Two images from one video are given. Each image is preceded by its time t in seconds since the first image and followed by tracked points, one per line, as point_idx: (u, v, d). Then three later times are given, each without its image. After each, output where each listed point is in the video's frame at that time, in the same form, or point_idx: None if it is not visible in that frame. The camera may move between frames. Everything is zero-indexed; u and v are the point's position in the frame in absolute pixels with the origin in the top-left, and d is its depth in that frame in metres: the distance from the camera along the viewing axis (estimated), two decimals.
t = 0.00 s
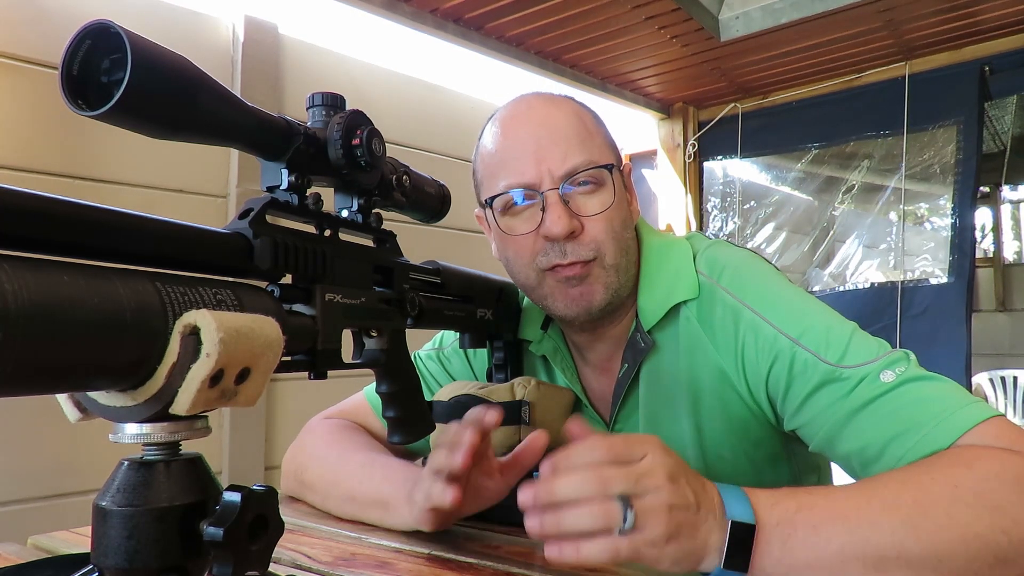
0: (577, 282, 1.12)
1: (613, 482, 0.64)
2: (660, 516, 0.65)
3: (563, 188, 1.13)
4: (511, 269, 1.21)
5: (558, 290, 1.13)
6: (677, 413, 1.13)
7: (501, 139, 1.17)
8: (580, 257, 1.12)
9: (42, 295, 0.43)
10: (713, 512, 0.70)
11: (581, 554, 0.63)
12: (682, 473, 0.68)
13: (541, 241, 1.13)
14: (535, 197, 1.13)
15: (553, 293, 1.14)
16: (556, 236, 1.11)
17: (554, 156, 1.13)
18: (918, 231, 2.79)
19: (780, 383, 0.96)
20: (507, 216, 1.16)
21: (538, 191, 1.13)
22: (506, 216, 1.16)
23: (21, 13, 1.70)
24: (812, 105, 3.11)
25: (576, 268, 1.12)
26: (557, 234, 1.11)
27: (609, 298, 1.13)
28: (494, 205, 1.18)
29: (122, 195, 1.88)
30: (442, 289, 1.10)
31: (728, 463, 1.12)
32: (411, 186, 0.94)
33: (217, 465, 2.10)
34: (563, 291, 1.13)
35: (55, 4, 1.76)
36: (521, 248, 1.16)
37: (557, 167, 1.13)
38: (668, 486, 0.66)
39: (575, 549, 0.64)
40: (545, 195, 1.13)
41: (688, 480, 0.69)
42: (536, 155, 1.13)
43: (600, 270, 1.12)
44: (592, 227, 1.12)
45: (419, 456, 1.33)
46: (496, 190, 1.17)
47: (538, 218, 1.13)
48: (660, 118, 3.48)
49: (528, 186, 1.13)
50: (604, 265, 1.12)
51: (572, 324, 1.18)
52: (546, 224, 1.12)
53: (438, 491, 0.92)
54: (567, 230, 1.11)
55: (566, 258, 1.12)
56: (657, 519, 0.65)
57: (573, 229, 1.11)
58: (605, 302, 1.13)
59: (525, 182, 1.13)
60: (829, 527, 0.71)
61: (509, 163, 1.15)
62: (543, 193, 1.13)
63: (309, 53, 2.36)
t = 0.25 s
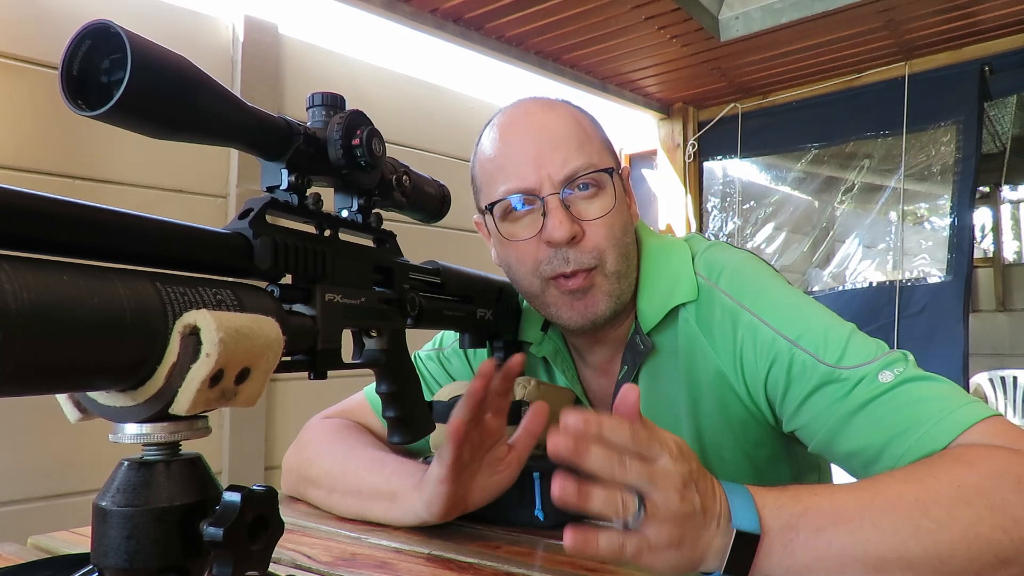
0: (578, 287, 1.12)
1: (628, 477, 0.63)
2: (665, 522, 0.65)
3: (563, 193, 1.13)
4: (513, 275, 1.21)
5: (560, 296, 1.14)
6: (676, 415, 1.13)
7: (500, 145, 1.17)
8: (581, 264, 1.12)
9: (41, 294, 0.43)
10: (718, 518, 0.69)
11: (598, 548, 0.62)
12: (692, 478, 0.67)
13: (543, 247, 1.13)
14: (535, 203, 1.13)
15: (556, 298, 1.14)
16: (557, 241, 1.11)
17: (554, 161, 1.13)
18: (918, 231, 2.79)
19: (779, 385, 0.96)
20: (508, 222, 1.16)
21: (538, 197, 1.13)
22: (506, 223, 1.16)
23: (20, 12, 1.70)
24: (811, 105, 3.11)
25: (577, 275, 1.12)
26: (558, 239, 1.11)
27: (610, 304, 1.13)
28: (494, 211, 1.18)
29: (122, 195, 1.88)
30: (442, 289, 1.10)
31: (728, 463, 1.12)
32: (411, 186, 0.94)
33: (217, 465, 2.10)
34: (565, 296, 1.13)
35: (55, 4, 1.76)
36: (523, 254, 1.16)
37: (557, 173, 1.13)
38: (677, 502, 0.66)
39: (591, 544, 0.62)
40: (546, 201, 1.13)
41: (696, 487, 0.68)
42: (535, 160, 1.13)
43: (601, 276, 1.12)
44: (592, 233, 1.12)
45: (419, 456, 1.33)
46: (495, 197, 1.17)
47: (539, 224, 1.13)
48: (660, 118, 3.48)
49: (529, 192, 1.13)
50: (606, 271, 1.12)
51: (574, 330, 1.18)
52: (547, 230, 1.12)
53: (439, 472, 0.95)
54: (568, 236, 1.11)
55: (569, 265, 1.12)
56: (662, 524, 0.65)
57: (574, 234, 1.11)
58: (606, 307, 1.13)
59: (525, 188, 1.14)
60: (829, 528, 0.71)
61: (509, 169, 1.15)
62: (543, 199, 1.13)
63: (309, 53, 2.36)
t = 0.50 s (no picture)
0: (577, 287, 1.12)
1: (619, 462, 0.63)
2: (657, 523, 0.65)
3: (561, 194, 1.13)
4: (511, 275, 1.21)
5: (559, 296, 1.14)
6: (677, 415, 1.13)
7: (499, 146, 1.17)
8: (579, 264, 1.12)
9: (41, 294, 0.43)
10: (713, 517, 0.69)
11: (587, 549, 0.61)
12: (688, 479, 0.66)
13: (541, 248, 1.13)
14: (534, 204, 1.13)
15: (555, 299, 1.14)
16: (556, 242, 1.11)
17: (553, 163, 1.13)
18: (918, 231, 2.80)
19: (779, 385, 0.96)
20: (506, 223, 1.16)
21: (536, 199, 1.13)
22: (505, 224, 1.16)
23: (20, 12, 1.70)
24: (811, 105, 3.11)
25: (576, 275, 1.12)
26: (556, 240, 1.11)
27: (610, 304, 1.13)
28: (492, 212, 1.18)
29: (122, 195, 1.88)
30: (442, 289, 1.10)
31: (728, 463, 1.12)
32: (411, 186, 0.94)
33: (217, 465, 2.10)
34: (564, 297, 1.13)
35: (55, 4, 1.77)
36: (522, 255, 1.16)
37: (555, 175, 1.12)
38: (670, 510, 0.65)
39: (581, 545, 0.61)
40: (544, 202, 1.12)
41: (691, 486, 0.67)
42: (534, 161, 1.13)
43: (601, 276, 1.12)
44: (591, 233, 1.12)
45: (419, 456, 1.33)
46: (494, 199, 1.17)
47: (537, 225, 1.13)
48: (660, 118, 3.48)
49: (527, 194, 1.13)
50: (605, 272, 1.12)
51: (574, 331, 1.18)
52: (546, 231, 1.12)
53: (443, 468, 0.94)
54: (567, 237, 1.11)
55: (566, 265, 1.12)
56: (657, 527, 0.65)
57: (573, 235, 1.11)
58: (606, 307, 1.13)
59: (523, 190, 1.13)
60: (828, 527, 0.71)
61: (507, 171, 1.15)
62: (542, 200, 1.13)
63: (309, 53, 2.36)
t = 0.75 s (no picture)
0: (577, 285, 1.12)
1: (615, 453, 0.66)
2: (653, 509, 0.67)
3: (560, 192, 1.13)
4: (510, 273, 1.21)
5: (558, 293, 1.14)
6: (676, 415, 1.13)
7: (498, 144, 1.17)
8: (578, 260, 1.12)
9: (41, 294, 0.43)
10: (710, 511, 0.70)
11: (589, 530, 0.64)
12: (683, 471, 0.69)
13: (540, 245, 1.13)
14: (533, 202, 1.13)
15: (553, 297, 1.14)
16: (554, 240, 1.11)
17: (552, 161, 1.13)
18: (918, 231, 2.80)
19: (779, 385, 0.96)
20: (505, 221, 1.16)
21: (534, 196, 1.13)
22: (504, 222, 1.16)
23: (20, 12, 1.70)
24: (811, 106, 3.11)
25: (575, 272, 1.12)
26: (555, 238, 1.11)
27: (609, 300, 1.13)
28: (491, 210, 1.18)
29: (122, 195, 1.88)
30: (442, 289, 1.10)
31: (728, 463, 1.12)
32: (411, 186, 0.94)
33: (217, 465, 2.10)
34: (563, 294, 1.13)
35: (55, 4, 1.76)
36: (521, 253, 1.15)
37: (554, 172, 1.12)
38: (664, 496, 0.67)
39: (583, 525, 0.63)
40: (543, 199, 1.13)
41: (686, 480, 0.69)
42: (533, 159, 1.13)
43: (601, 273, 1.12)
44: (590, 231, 1.12)
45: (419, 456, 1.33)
46: (492, 196, 1.17)
47: (536, 222, 1.13)
48: (660, 118, 3.48)
49: (526, 190, 1.13)
50: (604, 269, 1.12)
51: (573, 329, 1.18)
52: (544, 228, 1.12)
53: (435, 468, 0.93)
54: (566, 234, 1.11)
55: (565, 262, 1.12)
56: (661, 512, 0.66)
57: (572, 233, 1.11)
58: (607, 304, 1.13)
59: (523, 186, 1.13)
60: (828, 527, 0.71)
61: (506, 169, 1.15)
62: (541, 197, 1.13)
63: (309, 53, 2.36)
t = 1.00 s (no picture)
0: (575, 282, 1.12)
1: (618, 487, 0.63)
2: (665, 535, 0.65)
3: (558, 186, 1.13)
4: (511, 271, 1.21)
5: (556, 291, 1.13)
6: (676, 414, 1.13)
7: (497, 139, 1.17)
8: (576, 256, 1.12)
9: (41, 294, 0.43)
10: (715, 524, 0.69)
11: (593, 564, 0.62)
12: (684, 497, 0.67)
13: (539, 239, 1.13)
14: (531, 196, 1.13)
15: (552, 292, 1.14)
16: (552, 233, 1.11)
17: (550, 155, 1.13)
18: (918, 231, 2.80)
19: (779, 383, 0.96)
20: (505, 216, 1.16)
21: (533, 190, 1.13)
22: (503, 216, 1.16)
23: (20, 12, 1.70)
24: (811, 106, 3.11)
25: (574, 270, 1.12)
26: (552, 231, 1.11)
27: (608, 299, 1.13)
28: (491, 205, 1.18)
29: (122, 195, 1.88)
30: (442, 289, 1.10)
31: (728, 463, 1.12)
32: (411, 186, 0.94)
33: (217, 465, 2.10)
34: (561, 290, 1.13)
35: (55, 4, 1.77)
36: (520, 247, 1.15)
37: (552, 166, 1.13)
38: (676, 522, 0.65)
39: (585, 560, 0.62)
40: (541, 193, 1.13)
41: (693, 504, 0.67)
42: (532, 153, 1.13)
43: (599, 271, 1.12)
44: (589, 225, 1.12)
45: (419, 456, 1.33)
46: (491, 190, 1.18)
47: (535, 216, 1.13)
48: (660, 118, 3.48)
49: (525, 185, 1.13)
50: (603, 264, 1.12)
51: (573, 326, 1.18)
52: (542, 222, 1.11)
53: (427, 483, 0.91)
54: (563, 227, 1.11)
55: (563, 256, 1.12)
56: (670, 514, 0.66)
57: (569, 226, 1.11)
58: (604, 303, 1.13)
59: (522, 181, 1.13)
60: (828, 528, 0.71)
61: (505, 163, 1.15)
62: (539, 191, 1.13)
63: (309, 53, 2.36)
